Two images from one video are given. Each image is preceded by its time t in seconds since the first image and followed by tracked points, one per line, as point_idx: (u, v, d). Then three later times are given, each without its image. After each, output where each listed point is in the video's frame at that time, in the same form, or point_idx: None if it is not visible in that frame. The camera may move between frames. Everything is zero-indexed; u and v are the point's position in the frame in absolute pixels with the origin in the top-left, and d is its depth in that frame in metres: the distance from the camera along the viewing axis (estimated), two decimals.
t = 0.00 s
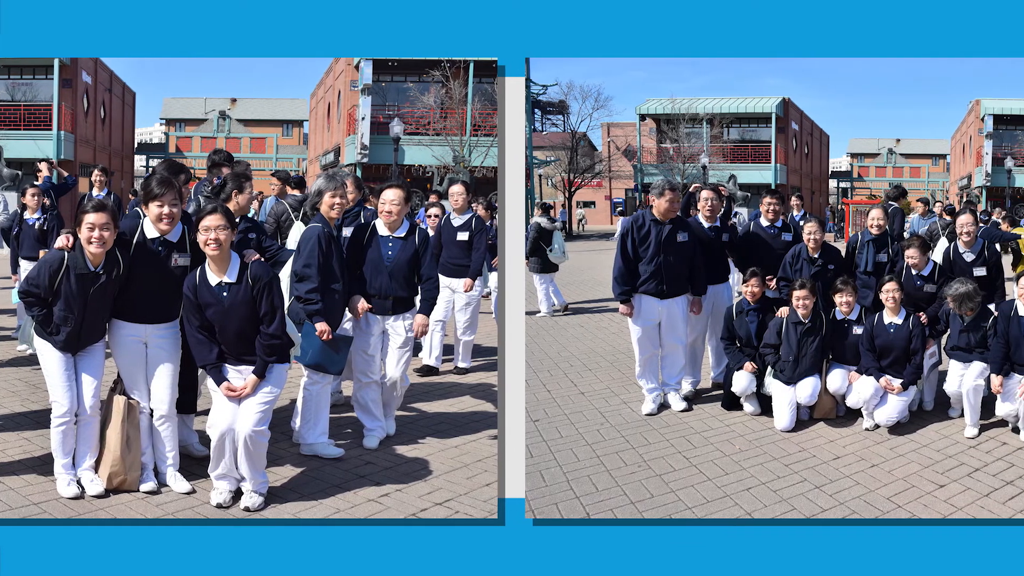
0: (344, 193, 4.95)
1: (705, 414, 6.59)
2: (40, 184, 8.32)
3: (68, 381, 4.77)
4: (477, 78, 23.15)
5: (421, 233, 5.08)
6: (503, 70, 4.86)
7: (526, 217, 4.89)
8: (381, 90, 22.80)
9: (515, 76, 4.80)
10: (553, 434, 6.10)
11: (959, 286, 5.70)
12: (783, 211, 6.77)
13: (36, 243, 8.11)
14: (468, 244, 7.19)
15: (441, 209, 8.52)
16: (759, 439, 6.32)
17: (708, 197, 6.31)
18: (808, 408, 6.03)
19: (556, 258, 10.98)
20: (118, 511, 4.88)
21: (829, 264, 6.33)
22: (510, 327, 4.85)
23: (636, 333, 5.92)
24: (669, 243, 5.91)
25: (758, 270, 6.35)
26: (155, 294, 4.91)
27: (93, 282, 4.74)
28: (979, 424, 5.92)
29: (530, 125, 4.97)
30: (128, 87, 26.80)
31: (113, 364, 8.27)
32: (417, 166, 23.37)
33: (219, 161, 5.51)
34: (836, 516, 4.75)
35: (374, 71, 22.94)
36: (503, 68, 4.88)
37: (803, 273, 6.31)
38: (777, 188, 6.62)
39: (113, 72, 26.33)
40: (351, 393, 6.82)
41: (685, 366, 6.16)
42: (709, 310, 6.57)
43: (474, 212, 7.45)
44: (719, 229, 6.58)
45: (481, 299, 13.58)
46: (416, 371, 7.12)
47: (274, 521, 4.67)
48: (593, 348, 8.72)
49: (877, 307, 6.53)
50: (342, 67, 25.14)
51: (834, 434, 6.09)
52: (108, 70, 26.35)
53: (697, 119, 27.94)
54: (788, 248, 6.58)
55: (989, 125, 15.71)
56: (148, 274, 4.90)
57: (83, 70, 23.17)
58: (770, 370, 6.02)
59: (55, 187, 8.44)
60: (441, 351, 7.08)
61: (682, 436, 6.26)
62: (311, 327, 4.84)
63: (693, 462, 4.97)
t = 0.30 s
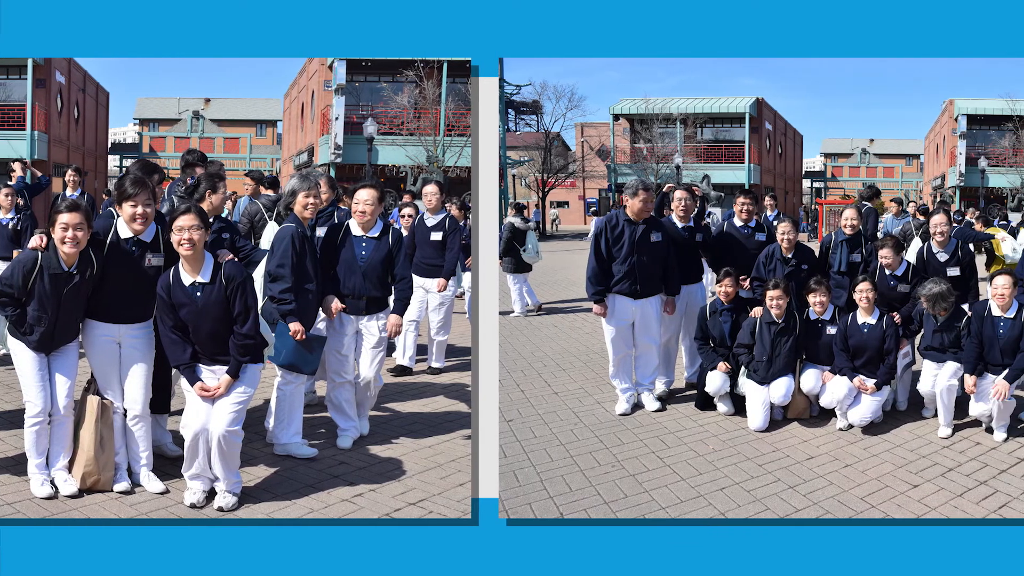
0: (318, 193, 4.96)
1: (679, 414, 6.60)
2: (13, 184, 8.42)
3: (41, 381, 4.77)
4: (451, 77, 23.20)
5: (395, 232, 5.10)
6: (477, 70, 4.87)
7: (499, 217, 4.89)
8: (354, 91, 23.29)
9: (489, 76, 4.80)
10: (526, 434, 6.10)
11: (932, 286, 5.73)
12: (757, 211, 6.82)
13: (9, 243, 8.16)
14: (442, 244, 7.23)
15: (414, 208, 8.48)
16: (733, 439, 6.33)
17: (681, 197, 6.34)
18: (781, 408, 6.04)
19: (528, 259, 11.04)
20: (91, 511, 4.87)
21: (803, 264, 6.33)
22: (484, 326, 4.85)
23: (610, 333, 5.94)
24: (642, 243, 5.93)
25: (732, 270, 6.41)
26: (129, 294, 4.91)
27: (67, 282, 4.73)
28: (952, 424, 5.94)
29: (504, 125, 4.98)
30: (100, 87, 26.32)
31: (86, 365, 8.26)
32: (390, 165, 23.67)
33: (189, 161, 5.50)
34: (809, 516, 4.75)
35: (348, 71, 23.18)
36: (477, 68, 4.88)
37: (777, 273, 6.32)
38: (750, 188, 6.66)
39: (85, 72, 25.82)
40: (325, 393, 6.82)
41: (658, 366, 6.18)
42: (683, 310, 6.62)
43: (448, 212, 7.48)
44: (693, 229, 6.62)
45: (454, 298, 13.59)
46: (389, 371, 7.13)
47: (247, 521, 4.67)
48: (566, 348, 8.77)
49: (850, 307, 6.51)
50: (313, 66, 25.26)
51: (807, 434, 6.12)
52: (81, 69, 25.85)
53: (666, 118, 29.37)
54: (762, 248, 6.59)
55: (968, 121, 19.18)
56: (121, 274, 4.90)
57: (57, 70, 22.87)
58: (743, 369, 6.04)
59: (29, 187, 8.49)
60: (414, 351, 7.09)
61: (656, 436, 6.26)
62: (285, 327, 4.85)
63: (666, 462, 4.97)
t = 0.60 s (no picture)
0: (292, 194, 4.96)
1: (652, 414, 6.61)
2: None
3: (14, 381, 4.76)
4: (425, 77, 23.30)
5: (368, 233, 5.14)
6: (450, 70, 4.85)
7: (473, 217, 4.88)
8: (327, 91, 24.14)
9: (462, 76, 4.80)
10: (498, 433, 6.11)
11: (907, 286, 5.72)
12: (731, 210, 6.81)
13: None
14: (415, 244, 7.26)
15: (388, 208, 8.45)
16: (707, 439, 6.33)
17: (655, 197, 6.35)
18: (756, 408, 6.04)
19: (502, 258, 11.07)
20: (65, 511, 4.86)
21: (776, 264, 6.30)
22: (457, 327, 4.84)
23: (583, 333, 5.98)
24: (616, 243, 5.98)
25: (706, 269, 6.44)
26: (103, 294, 4.92)
27: (40, 282, 4.72)
28: (926, 423, 5.95)
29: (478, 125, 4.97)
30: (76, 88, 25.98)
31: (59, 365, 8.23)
32: (365, 165, 23.88)
33: (165, 160, 5.70)
34: (783, 516, 4.74)
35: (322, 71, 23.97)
36: (450, 68, 4.87)
37: (750, 273, 6.32)
38: (724, 189, 6.66)
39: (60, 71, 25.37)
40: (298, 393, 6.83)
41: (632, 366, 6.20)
42: (656, 310, 6.65)
43: (421, 212, 7.48)
44: (667, 229, 6.67)
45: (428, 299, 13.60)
46: (363, 371, 7.14)
47: (220, 521, 4.67)
48: (539, 348, 8.79)
49: (824, 306, 6.53)
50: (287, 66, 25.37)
51: (781, 434, 6.13)
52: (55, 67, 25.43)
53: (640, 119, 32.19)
54: (736, 248, 6.56)
55: (933, 143, 26.94)
56: (95, 275, 4.91)
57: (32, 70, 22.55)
58: (717, 369, 6.04)
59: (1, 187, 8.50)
60: (387, 351, 7.10)
61: (630, 436, 6.26)
62: (258, 327, 4.85)
63: (640, 462, 4.97)
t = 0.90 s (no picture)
0: (266, 193, 4.97)
1: (626, 414, 6.65)
2: None
3: None
4: (399, 77, 23.32)
5: (342, 232, 5.15)
6: (424, 70, 4.86)
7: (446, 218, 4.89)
8: (298, 91, 24.08)
9: (436, 76, 4.81)
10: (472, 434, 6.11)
11: (880, 286, 5.73)
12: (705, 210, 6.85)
13: None
14: (388, 244, 7.23)
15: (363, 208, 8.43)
16: (680, 439, 6.35)
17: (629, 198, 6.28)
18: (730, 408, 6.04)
19: (475, 259, 11.12)
20: (38, 511, 4.85)
21: (750, 264, 6.37)
22: (431, 327, 4.85)
23: (557, 333, 6.02)
24: (589, 243, 6.03)
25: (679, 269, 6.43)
26: (77, 294, 4.92)
27: (13, 282, 4.69)
28: (900, 424, 5.97)
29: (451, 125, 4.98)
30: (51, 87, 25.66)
31: (32, 365, 8.20)
32: (340, 166, 23.84)
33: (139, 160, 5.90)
34: (756, 516, 4.74)
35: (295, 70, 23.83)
36: (424, 68, 4.87)
37: (724, 273, 6.33)
38: (698, 189, 6.67)
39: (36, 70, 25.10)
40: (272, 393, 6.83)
41: (606, 366, 6.24)
42: (631, 310, 6.68)
43: (395, 212, 7.49)
44: (641, 229, 6.73)
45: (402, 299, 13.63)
46: (337, 371, 7.16)
47: (193, 521, 4.67)
48: (512, 348, 8.82)
49: (798, 306, 6.59)
50: (260, 65, 25.47)
51: (755, 434, 6.16)
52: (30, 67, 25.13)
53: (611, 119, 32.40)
54: (708, 248, 6.61)
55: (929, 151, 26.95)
56: (68, 274, 4.91)
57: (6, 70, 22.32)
58: (691, 369, 6.05)
59: None
60: (361, 351, 7.13)
61: (603, 436, 6.30)
62: (232, 327, 4.85)
63: (613, 462, 4.97)
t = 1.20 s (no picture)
0: (240, 193, 4.97)
1: (599, 414, 6.69)
2: None
3: None
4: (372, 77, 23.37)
5: (316, 233, 5.20)
6: (398, 70, 4.86)
7: (420, 218, 4.90)
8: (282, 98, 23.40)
9: (410, 76, 4.81)
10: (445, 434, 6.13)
11: (854, 286, 5.72)
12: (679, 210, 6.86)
13: None
14: (362, 244, 7.24)
15: (336, 207, 8.34)
16: (654, 438, 6.37)
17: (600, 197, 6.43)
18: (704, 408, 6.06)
19: (449, 259, 11.17)
20: (11, 512, 4.84)
21: (723, 264, 6.38)
22: (405, 327, 4.85)
23: (530, 332, 6.08)
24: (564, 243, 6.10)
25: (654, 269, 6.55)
26: (50, 294, 4.91)
27: None
28: (873, 423, 5.98)
29: (425, 126, 4.99)
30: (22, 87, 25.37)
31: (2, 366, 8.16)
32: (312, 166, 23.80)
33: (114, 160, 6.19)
34: (730, 516, 4.74)
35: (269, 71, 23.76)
36: (397, 68, 4.87)
37: (698, 273, 6.36)
38: (671, 189, 6.69)
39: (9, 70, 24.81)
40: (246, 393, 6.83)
41: (579, 366, 6.29)
42: (605, 310, 6.73)
43: (369, 212, 7.50)
44: (614, 229, 6.73)
45: (376, 299, 13.68)
46: (310, 371, 7.18)
47: (167, 521, 4.67)
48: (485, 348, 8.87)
49: (771, 306, 6.62)
50: (233, 66, 25.42)
51: (728, 434, 6.18)
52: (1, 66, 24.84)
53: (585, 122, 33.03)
54: (682, 248, 6.62)
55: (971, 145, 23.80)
56: (42, 275, 4.90)
57: None
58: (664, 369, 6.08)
59: None
60: (335, 351, 7.17)
61: (576, 436, 6.35)
62: (206, 327, 4.86)
63: (587, 462, 4.97)
